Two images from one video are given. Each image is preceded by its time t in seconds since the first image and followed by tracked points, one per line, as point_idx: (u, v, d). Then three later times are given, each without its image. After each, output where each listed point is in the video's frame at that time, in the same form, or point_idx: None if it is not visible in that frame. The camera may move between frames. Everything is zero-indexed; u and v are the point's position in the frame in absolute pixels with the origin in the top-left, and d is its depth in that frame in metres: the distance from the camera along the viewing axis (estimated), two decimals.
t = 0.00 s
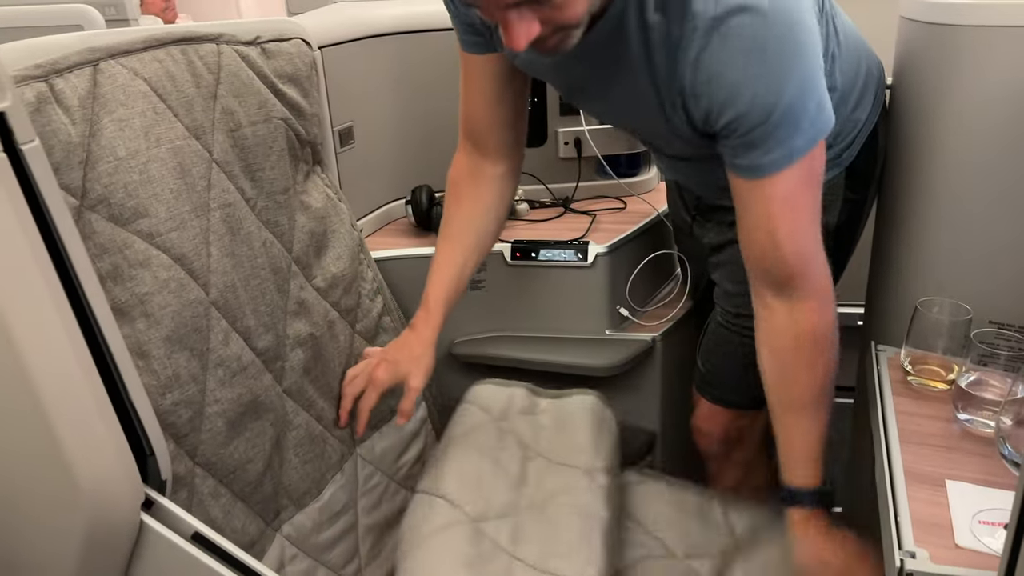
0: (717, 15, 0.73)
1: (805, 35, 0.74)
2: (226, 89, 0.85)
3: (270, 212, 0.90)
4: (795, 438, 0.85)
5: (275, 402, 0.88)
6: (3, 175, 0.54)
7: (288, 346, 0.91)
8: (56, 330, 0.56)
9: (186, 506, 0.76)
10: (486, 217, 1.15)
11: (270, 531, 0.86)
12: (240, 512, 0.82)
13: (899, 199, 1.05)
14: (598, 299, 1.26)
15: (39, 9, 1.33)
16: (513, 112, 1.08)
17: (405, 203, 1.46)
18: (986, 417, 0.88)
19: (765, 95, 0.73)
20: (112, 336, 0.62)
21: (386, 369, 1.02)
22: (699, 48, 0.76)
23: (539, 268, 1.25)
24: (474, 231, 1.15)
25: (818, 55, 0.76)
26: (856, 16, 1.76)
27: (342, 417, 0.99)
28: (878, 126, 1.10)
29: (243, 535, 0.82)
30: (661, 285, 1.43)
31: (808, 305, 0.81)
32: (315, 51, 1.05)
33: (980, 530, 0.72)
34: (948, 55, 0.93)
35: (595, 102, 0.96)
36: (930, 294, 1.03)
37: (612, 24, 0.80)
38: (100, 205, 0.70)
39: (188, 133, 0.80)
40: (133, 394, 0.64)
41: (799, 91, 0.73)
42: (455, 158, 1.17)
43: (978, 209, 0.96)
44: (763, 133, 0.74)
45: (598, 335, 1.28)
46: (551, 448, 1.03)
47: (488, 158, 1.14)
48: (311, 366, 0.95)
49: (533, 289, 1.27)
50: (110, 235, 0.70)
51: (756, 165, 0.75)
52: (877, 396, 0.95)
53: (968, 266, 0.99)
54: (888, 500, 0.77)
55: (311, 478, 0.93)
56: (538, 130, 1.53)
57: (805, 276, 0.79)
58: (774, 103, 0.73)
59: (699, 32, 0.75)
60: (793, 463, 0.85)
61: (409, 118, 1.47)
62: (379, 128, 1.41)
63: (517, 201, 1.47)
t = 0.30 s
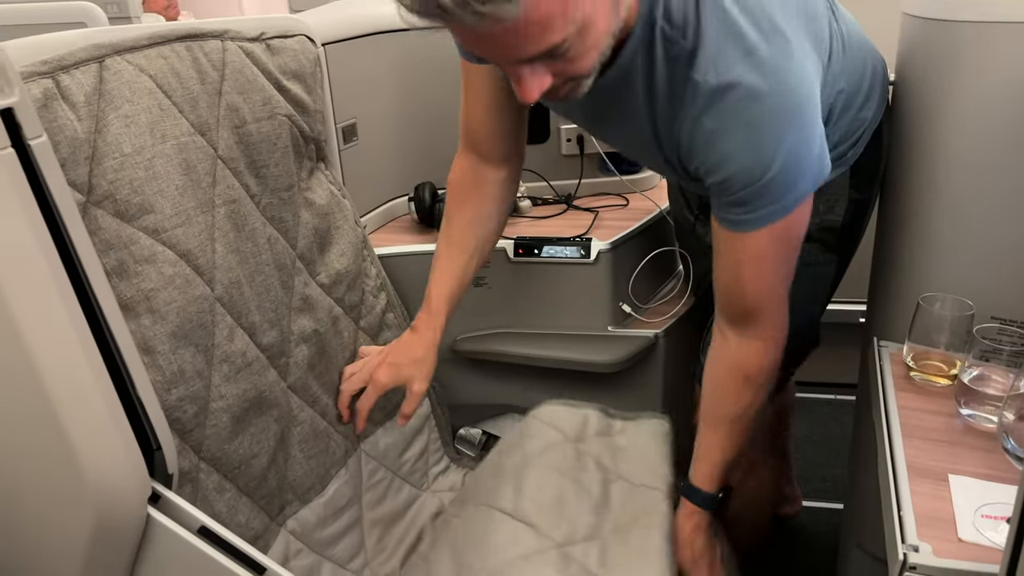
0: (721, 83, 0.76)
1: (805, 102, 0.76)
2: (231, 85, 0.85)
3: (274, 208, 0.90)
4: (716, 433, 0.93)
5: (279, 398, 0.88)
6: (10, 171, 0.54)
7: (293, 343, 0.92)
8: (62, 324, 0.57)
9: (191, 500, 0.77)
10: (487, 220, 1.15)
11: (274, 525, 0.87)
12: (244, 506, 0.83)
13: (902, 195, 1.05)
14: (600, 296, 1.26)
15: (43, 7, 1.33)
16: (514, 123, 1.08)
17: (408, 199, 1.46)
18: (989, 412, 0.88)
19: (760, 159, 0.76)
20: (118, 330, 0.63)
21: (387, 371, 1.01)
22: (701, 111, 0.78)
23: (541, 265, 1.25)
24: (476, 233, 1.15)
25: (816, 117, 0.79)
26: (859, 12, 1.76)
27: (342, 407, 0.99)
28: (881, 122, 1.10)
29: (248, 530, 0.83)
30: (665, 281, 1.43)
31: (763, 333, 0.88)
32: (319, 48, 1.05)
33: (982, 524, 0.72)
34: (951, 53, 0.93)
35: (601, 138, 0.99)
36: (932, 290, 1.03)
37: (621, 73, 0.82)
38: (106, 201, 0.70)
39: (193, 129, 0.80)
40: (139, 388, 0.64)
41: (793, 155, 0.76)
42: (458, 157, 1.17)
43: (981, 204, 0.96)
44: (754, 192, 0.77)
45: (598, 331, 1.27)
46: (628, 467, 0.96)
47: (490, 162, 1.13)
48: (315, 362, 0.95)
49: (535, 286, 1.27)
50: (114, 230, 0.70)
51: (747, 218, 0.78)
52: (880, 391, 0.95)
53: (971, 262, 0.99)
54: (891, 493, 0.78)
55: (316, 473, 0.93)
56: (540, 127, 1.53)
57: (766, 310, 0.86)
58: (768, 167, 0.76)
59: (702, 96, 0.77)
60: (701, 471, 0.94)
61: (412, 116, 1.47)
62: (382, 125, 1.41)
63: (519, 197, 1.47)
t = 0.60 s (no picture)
0: (738, 75, 0.77)
1: (816, 94, 0.77)
2: (230, 80, 0.85)
3: (274, 204, 0.90)
4: (750, 431, 0.94)
5: (279, 394, 0.88)
6: (8, 166, 0.54)
7: (293, 339, 0.92)
8: (61, 320, 0.57)
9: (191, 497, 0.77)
10: (478, 219, 1.16)
11: (275, 521, 0.87)
12: (244, 502, 0.83)
13: (903, 189, 1.05)
14: (600, 290, 1.26)
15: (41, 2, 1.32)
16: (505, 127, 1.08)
17: (408, 195, 1.46)
18: (990, 406, 0.88)
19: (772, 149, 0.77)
20: (117, 326, 0.62)
21: (381, 369, 1.02)
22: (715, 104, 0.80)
23: (541, 260, 1.25)
24: (467, 231, 1.16)
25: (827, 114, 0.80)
26: (859, 6, 1.76)
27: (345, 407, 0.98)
28: (882, 115, 1.10)
29: (248, 526, 0.83)
30: (666, 276, 1.42)
31: (787, 329, 0.88)
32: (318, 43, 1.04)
33: (984, 518, 0.72)
34: (953, 46, 0.93)
35: (614, 147, 1.01)
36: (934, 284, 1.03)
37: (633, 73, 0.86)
38: (104, 198, 0.70)
39: (191, 124, 0.79)
40: (138, 383, 0.64)
41: (805, 146, 0.77)
42: (447, 158, 1.17)
43: (983, 198, 0.96)
44: (769, 185, 0.78)
45: (598, 326, 1.28)
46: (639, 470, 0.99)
47: (481, 163, 1.14)
48: (315, 358, 0.95)
49: (536, 281, 1.27)
50: (112, 227, 0.70)
51: (762, 212, 0.79)
52: (880, 385, 0.95)
53: (972, 257, 0.99)
54: (892, 488, 0.77)
55: (317, 469, 0.93)
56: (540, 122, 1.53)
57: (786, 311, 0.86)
58: (783, 158, 0.77)
59: (717, 92, 0.79)
60: (733, 480, 0.95)
61: (411, 111, 1.47)
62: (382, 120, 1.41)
63: (519, 193, 1.47)
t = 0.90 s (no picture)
0: (709, 90, 0.74)
1: (791, 113, 0.73)
2: (226, 77, 0.84)
3: (271, 201, 0.90)
4: (779, 469, 0.85)
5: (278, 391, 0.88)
6: (5, 166, 0.54)
7: (292, 336, 0.91)
8: (58, 319, 0.56)
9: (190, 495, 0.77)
10: (478, 207, 1.15)
11: (276, 518, 0.87)
12: (244, 500, 0.83)
13: (902, 183, 1.05)
14: (600, 286, 1.26)
15: None
16: (503, 118, 1.08)
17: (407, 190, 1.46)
18: (990, 401, 0.87)
19: (746, 171, 0.72)
20: (115, 325, 0.62)
21: (379, 354, 1.02)
22: (689, 122, 0.76)
23: (540, 256, 1.25)
24: (466, 219, 1.15)
25: (806, 127, 0.75)
26: None
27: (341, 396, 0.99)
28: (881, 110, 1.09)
29: (248, 524, 0.83)
30: (666, 270, 1.42)
31: (800, 374, 0.80)
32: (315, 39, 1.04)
33: (983, 513, 0.72)
34: (952, 40, 0.92)
35: (600, 145, 1.00)
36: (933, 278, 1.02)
37: (613, 78, 0.83)
38: (100, 196, 0.69)
39: (188, 121, 0.79)
40: (136, 382, 0.64)
41: (782, 166, 0.72)
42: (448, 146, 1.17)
43: (982, 192, 0.96)
44: (744, 204, 0.73)
45: (598, 321, 1.27)
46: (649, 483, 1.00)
47: (481, 150, 1.13)
48: (315, 355, 0.95)
49: (535, 277, 1.27)
50: (109, 225, 0.70)
51: (744, 233, 0.74)
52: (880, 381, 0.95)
53: (970, 251, 0.98)
54: (891, 483, 0.78)
55: (317, 466, 0.93)
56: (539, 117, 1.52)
57: (792, 358, 0.79)
58: (756, 174, 0.72)
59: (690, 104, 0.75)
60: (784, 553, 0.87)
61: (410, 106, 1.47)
62: (380, 116, 1.40)
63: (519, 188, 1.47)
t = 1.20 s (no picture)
0: (675, 100, 0.68)
1: (758, 132, 0.68)
2: (223, 75, 0.84)
3: (269, 199, 0.90)
4: (590, 503, 0.74)
5: (278, 391, 0.88)
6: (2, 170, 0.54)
7: (291, 334, 0.91)
8: (57, 322, 0.57)
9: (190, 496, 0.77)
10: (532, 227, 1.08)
11: (276, 517, 0.88)
12: (244, 500, 0.83)
13: (900, 178, 1.05)
14: (600, 281, 1.26)
15: None
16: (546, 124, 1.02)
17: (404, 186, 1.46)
18: (987, 396, 0.88)
19: (697, 187, 0.68)
20: (113, 326, 0.63)
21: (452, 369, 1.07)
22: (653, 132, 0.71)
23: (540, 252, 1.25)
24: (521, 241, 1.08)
25: (772, 149, 0.70)
26: None
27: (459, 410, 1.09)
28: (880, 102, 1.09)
29: (247, 524, 0.83)
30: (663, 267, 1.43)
31: (689, 422, 0.73)
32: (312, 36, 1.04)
33: (979, 509, 0.72)
34: (948, 37, 0.92)
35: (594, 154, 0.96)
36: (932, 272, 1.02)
37: (590, 94, 0.78)
38: (98, 198, 0.69)
39: (184, 121, 0.79)
40: (134, 382, 0.64)
41: (738, 184, 0.67)
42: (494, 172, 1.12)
43: (979, 186, 0.96)
44: (700, 220, 0.68)
45: (598, 318, 1.28)
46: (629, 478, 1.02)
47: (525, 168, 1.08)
48: (314, 354, 0.95)
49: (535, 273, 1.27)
50: (104, 227, 0.70)
51: (697, 250, 0.68)
52: (878, 375, 0.96)
53: (967, 245, 0.98)
54: (888, 480, 0.78)
55: (316, 464, 0.94)
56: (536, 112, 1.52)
57: (686, 399, 0.71)
58: (713, 190, 0.67)
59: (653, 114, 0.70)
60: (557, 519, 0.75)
61: (406, 102, 1.46)
62: (378, 112, 1.40)
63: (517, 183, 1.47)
